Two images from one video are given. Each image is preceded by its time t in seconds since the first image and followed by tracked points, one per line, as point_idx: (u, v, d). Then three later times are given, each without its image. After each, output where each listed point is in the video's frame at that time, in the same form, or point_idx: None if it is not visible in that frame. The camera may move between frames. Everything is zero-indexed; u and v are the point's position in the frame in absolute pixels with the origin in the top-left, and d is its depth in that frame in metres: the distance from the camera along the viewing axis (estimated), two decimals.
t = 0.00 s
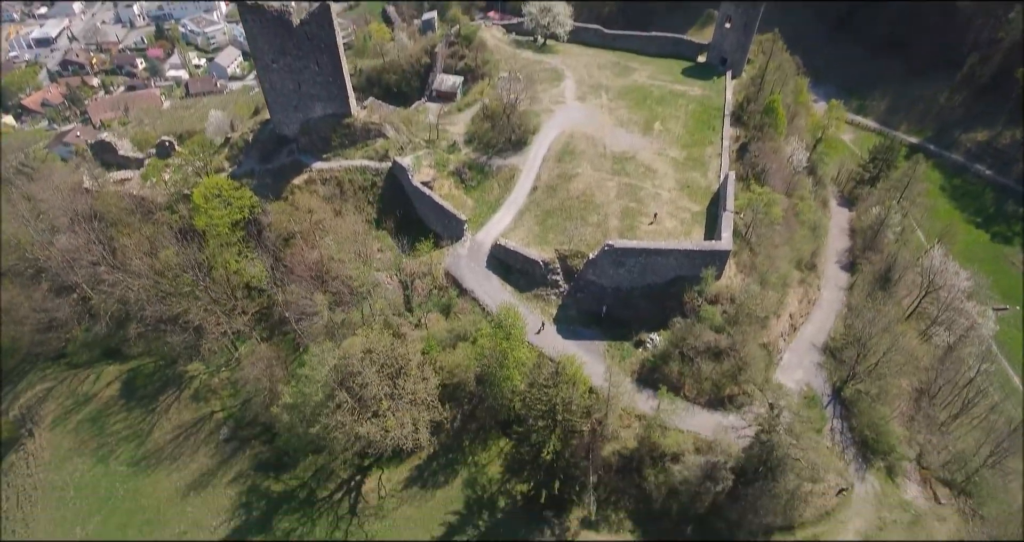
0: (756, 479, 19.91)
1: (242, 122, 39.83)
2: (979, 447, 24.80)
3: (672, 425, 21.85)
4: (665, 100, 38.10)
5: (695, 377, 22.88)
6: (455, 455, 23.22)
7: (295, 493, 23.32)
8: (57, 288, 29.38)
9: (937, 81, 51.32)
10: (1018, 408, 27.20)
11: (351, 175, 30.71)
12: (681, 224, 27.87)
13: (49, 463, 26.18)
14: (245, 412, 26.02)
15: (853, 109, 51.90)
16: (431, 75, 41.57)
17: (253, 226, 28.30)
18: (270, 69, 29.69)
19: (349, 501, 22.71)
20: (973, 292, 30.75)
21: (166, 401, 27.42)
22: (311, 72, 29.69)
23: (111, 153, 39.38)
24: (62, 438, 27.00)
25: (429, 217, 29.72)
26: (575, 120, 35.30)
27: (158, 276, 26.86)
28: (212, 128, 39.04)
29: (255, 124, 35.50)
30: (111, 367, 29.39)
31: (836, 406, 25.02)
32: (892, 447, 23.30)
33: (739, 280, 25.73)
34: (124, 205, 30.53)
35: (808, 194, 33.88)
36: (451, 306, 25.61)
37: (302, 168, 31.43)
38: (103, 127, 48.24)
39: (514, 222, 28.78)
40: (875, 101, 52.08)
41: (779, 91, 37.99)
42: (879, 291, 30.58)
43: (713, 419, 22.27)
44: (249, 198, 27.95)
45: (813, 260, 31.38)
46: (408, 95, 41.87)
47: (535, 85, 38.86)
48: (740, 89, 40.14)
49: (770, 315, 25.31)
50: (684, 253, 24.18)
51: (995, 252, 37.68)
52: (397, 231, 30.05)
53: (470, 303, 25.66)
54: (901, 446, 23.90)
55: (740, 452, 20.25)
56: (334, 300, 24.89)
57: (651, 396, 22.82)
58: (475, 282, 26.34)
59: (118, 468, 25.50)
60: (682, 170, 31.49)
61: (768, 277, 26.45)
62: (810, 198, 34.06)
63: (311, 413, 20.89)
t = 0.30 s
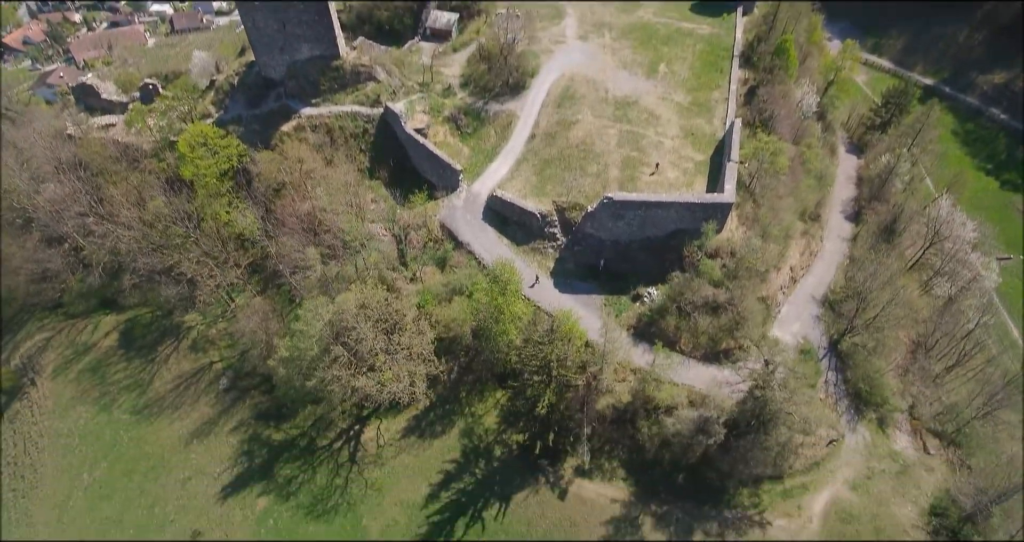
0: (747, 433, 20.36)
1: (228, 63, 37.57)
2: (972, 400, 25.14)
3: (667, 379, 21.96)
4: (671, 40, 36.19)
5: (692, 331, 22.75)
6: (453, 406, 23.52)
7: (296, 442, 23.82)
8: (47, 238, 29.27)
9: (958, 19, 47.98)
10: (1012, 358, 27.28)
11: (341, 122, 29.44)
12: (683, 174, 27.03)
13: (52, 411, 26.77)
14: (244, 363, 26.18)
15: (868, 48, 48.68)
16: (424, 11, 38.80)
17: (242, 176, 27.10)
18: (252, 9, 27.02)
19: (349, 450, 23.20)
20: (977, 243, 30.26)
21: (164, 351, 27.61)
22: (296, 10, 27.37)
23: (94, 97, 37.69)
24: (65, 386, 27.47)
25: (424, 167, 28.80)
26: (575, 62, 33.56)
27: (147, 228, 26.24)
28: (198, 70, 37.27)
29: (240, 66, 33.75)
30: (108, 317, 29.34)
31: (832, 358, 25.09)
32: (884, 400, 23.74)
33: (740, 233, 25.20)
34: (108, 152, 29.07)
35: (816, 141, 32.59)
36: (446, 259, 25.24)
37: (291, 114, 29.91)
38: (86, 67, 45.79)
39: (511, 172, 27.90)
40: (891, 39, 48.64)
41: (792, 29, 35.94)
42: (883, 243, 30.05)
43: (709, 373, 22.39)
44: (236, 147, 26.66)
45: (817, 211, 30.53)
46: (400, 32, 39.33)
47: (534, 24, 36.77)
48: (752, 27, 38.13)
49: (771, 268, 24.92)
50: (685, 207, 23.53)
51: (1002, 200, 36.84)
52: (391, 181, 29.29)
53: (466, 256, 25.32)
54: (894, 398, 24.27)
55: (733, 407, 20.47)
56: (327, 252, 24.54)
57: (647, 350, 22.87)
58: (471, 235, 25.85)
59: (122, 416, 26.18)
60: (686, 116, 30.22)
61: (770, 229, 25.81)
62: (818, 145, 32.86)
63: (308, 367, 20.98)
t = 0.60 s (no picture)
0: (743, 429, 20.38)
1: (219, 46, 36.80)
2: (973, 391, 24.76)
3: (664, 372, 21.70)
4: (672, 23, 35.40)
5: (689, 324, 22.59)
6: (448, 398, 23.17)
7: (291, 433, 23.57)
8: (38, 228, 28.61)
9: None
10: (1012, 349, 27.01)
11: (335, 109, 28.81)
12: (682, 163, 26.52)
13: (47, 401, 26.62)
14: (237, 353, 25.86)
15: (874, 30, 47.25)
16: None
17: (233, 165, 26.53)
18: None
19: (344, 441, 22.98)
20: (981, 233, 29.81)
21: (157, 341, 27.37)
22: None
23: (84, 82, 36.79)
24: (59, 376, 27.24)
25: (419, 155, 28.26)
26: (574, 47, 32.79)
27: (138, 218, 25.76)
28: (190, 55, 36.64)
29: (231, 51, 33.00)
30: (101, 307, 28.97)
31: (831, 350, 24.64)
32: (883, 392, 23.44)
33: (740, 224, 24.78)
34: (97, 139, 28.45)
35: (820, 129, 31.90)
36: (442, 250, 24.89)
37: (282, 101, 29.30)
38: (77, 50, 45.24)
39: (507, 161, 27.39)
40: (898, 21, 47.11)
41: (796, 13, 35.11)
42: (886, 232, 29.58)
43: (708, 365, 22.17)
44: (226, 135, 26.10)
45: (820, 200, 29.89)
46: (396, 17, 37.85)
47: (532, 8, 35.93)
48: (755, 10, 37.79)
49: (771, 259, 24.50)
50: (684, 198, 23.05)
51: (1006, 186, 36.30)
52: (385, 169, 28.75)
53: (461, 247, 24.96)
54: (893, 390, 23.97)
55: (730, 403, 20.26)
56: (319, 243, 24.11)
57: (644, 342, 22.62)
58: (467, 226, 25.44)
59: (116, 406, 26.10)
60: (687, 103, 29.60)
61: (772, 220, 25.32)
62: (822, 132, 32.24)
63: (300, 361, 20.68)
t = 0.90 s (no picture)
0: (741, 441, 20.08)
1: (211, 46, 36.52)
2: (974, 400, 24.43)
3: (661, 381, 21.35)
4: (671, 24, 34.97)
5: (687, 332, 22.23)
6: (443, 406, 22.79)
7: (283, 442, 23.22)
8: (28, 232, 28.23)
9: None
10: (1014, 355, 26.68)
11: (328, 112, 28.37)
12: (680, 168, 26.14)
13: (37, 408, 26.23)
14: (229, 360, 25.50)
15: (875, 29, 46.79)
16: None
17: (223, 171, 26.08)
18: None
19: (336, 451, 22.63)
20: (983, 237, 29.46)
21: (148, 347, 27.04)
22: None
23: (75, 83, 36.65)
24: (49, 383, 26.86)
25: (413, 158, 27.88)
26: (571, 48, 32.36)
27: (127, 223, 25.30)
28: (181, 55, 36.30)
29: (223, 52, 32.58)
30: (92, 312, 28.57)
31: (831, 358, 24.26)
32: (884, 400, 23.11)
33: (739, 229, 24.41)
34: (86, 143, 28.07)
35: (820, 131, 31.49)
36: (436, 256, 24.53)
37: (275, 104, 28.89)
38: (71, 49, 45.10)
39: (503, 165, 26.98)
40: (898, 20, 46.63)
41: (796, 13, 34.68)
42: (887, 236, 29.20)
43: (707, 374, 21.85)
44: (216, 139, 25.71)
45: (821, 203, 29.46)
46: (392, 16, 37.26)
47: (529, 8, 35.50)
48: (755, 10, 37.43)
49: (770, 266, 24.12)
50: (681, 204, 22.66)
51: (1007, 187, 35.95)
52: (379, 173, 28.38)
53: (456, 254, 24.58)
54: (893, 398, 23.64)
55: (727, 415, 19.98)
56: (311, 249, 23.73)
57: (642, 351, 22.29)
58: (462, 232, 25.07)
59: (106, 414, 25.75)
60: (685, 106, 29.20)
61: (770, 225, 24.91)
62: (822, 135, 31.83)
63: (291, 371, 20.34)
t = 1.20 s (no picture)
0: (740, 458, 19.68)
1: (205, 50, 36.10)
2: (977, 412, 24.01)
3: (659, 396, 20.92)
4: (670, 27, 34.53)
5: (685, 345, 21.80)
6: (436, 420, 22.36)
7: (273, 456, 22.83)
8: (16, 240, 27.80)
9: None
10: (1018, 366, 26.23)
11: (321, 118, 27.88)
12: (679, 176, 25.69)
13: (25, 420, 25.75)
14: (219, 372, 25.07)
15: (876, 30, 46.22)
16: None
17: (213, 180, 25.67)
18: None
19: (327, 465, 22.23)
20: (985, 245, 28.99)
21: (138, 357, 26.67)
22: None
23: (66, 87, 35.93)
24: (38, 394, 26.40)
25: (408, 165, 27.45)
26: (568, 53, 31.91)
27: (116, 232, 24.86)
28: (175, 58, 35.88)
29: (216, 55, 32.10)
30: (81, 321, 28.15)
31: (832, 370, 23.81)
32: (885, 414, 22.70)
33: (738, 240, 23.97)
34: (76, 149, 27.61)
35: (820, 137, 31.05)
36: (430, 265, 24.12)
37: (267, 109, 28.45)
38: (66, 51, 44.62)
39: (498, 172, 26.54)
40: (900, 21, 46.01)
41: (797, 17, 34.21)
42: (889, 244, 28.72)
43: (705, 388, 21.39)
44: (206, 147, 25.33)
45: (821, 210, 28.99)
46: (388, 19, 37.09)
47: (526, 11, 35.06)
48: (755, 13, 36.99)
49: (770, 277, 23.68)
50: (679, 214, 22.22)
51: (1010, 192, 35.52)
52: (373, 180, 27.99)
53: (450, 263, 24.14)
54: (895, 411, 23.21)
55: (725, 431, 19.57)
56: (302, 260, 23.30)
57: (639, 364, 21.82)
58: (456, 241, 24.66)
59: (95, 426, 25.33)
60: (684, 111, 28.75)
61: (770, 235, 24.50)
62: (823, 140, 31.37)
63: (279, 385, 19.95)
